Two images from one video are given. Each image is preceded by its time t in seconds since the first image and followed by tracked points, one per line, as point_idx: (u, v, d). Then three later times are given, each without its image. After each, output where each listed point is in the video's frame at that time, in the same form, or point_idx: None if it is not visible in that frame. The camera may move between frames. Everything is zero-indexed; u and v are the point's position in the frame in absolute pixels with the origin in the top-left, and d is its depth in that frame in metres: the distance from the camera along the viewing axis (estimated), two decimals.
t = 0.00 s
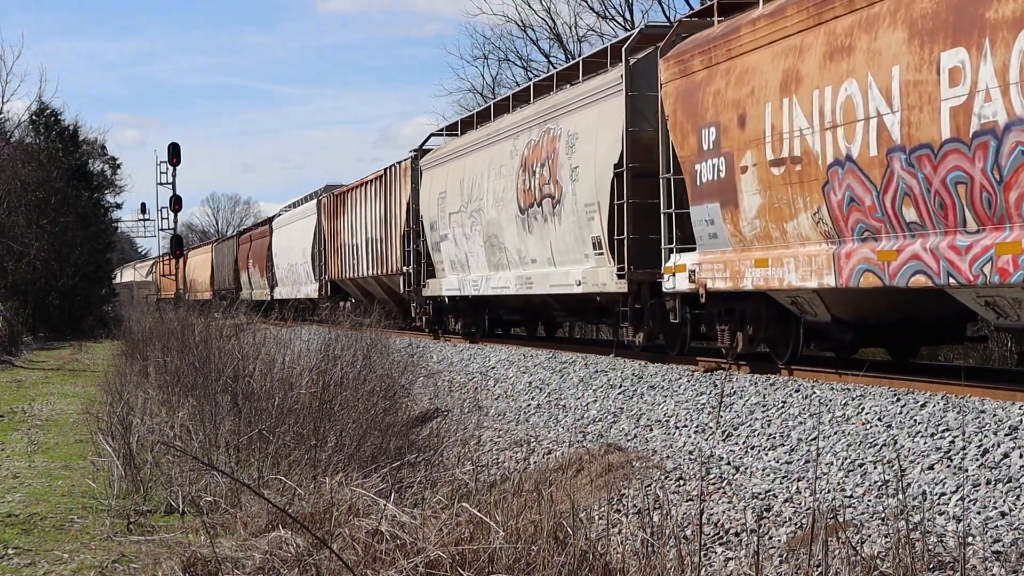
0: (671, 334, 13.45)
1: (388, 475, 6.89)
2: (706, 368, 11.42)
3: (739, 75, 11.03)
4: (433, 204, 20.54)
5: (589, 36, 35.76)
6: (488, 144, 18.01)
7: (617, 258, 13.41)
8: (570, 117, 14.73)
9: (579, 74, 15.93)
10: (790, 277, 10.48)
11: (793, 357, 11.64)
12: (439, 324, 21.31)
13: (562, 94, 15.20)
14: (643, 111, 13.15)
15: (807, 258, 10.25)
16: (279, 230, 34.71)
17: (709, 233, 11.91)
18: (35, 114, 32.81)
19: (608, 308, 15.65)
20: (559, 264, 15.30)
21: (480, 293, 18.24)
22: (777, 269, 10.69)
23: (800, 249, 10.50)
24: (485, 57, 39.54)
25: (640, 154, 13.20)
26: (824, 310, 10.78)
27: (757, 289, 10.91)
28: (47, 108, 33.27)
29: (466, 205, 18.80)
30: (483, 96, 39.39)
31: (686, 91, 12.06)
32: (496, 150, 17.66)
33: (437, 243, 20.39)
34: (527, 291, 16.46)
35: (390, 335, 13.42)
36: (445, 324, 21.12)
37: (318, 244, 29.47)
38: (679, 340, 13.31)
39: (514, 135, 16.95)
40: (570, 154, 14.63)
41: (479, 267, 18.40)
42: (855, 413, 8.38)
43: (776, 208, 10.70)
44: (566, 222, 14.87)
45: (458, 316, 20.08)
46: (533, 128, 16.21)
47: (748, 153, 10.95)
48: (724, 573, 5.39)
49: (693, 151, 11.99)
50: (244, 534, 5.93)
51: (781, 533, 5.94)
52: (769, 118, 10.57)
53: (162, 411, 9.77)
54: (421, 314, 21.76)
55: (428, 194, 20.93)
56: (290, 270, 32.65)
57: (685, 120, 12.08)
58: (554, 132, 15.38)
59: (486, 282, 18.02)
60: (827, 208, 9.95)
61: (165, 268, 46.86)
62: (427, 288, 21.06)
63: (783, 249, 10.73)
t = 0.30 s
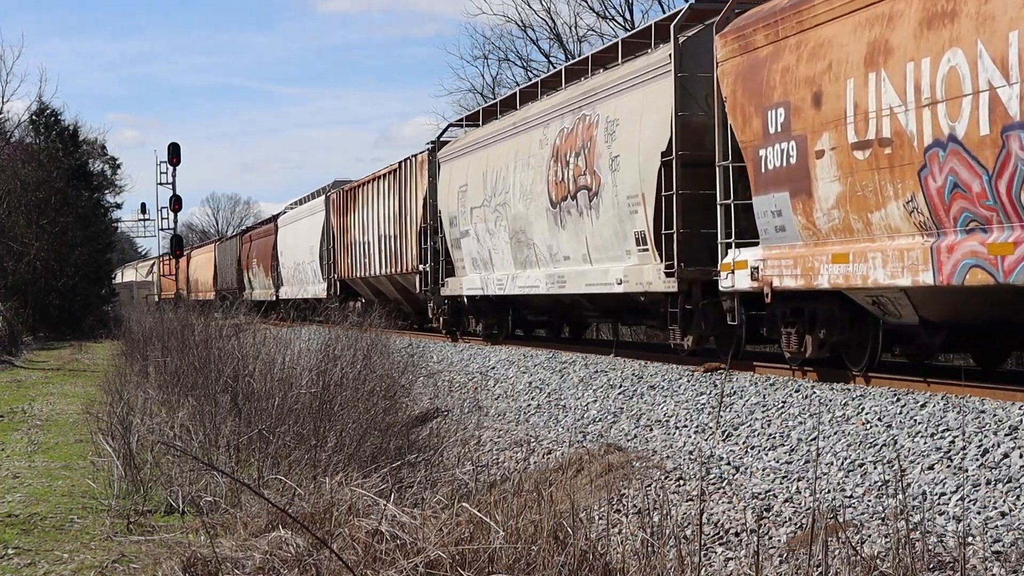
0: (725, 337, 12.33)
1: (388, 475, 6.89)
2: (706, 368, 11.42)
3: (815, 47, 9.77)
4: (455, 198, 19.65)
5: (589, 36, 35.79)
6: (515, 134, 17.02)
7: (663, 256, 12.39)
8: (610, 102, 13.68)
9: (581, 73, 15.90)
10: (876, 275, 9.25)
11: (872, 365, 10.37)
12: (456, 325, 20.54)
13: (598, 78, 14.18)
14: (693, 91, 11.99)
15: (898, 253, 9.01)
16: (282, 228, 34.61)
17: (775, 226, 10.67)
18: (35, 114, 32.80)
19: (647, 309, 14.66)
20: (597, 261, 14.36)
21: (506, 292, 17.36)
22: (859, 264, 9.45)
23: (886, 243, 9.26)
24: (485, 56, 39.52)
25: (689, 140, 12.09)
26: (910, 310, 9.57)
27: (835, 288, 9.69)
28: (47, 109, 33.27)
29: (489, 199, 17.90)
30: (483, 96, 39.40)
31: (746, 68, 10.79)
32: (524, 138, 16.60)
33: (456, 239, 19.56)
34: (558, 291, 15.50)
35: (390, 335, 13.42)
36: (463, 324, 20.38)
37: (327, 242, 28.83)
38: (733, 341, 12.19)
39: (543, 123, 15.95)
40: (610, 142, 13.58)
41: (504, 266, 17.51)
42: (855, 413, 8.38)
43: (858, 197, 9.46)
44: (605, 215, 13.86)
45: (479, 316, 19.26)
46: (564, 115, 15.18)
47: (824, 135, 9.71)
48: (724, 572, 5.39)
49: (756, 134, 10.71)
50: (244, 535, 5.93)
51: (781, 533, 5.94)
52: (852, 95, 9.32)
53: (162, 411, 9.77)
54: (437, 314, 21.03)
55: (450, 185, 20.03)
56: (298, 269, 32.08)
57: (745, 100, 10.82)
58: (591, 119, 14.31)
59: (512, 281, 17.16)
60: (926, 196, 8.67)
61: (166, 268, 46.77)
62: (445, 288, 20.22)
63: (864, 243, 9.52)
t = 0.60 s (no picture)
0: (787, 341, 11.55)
1: (388, 475, 6.91)
2: (706, 368, 11.42)
3: (909, 17, 8.86)
4: (480, 189, 19.02)
5: (590, 36, 35.78)
6: (547, 122, 16.27)
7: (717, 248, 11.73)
8: (657, 85, 12.95)
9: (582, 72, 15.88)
10: (985, 270, 8.27)
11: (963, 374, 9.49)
12: (477, 326, 20.10)
13: (642, 59, 13.42)
14: (754, 73, 11.28)
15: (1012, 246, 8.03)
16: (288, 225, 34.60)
17: (856, 217, 9.79)
18: (35, 114, 32.78)
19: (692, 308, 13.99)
20: (641, 254, 13.66)
21: (536, 291, 16.81)
22: (965, 259, 8.47)
23: (998, 235, 8.25)
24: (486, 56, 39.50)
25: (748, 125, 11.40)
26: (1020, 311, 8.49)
27: (935, 285, 8.76)
28: (47, 108, 33.25)
29: (519, 191, 17.24)
30: (483, 96, 39.42)
31: (822, 43, 9.98)
32: (558, 126, 15.85)
33: (480, 235, 19.05)
34: (598, 289, 14.78)
35: (390, 335, 13.41)
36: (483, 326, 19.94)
37: (337, 240, 28.60)
38: (799, 342, 11.30)
39: (579, 109, 15.16)
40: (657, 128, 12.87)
41: (534, 262, 17.02)
42: (855, 413, 8.38)
43: (964, 181, 8.48)
44: (654, 207, 13.15)
45: (503, 316, 18.69)
46: (604, 100, 14.43)
47: (922, 114, 8.77)
48: (724, 572, 5.39)
49: (835, 116, 9.83)
50: (245, 535, 5.93)
51: (781, 533, 5.93)
52: (953, 67, 8.39)
53: (162, 411, 9.77)
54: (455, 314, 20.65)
55: (473, 178, 19.42)
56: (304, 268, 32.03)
57: (825, 79, 9.92)
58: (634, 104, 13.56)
59: (542, 279, 16.59)
60: None
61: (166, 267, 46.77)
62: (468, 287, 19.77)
63: (970, 235, 8.54)
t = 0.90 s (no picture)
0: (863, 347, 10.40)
1: (388, 475, 6.92)
2: (706, 367, 11.40)
3: None
4: (503, 183, 17.82)
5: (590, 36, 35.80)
6: (580, 107, 15.00)
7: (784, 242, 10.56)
8: (712, 62, 11.70)
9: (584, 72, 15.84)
10: None
11: None
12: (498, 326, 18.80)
13: (693, 35, 12.15)
14: (830, 48, 10.04)
15: None
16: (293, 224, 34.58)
17: (961, 205, 8.52)
18: (35, 114, 32.78)
19: (746, 308, 12.79)
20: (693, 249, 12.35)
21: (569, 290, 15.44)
22: None
23: None
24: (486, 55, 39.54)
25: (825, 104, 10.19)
26: None
27: None
28: (47, 108, 33.24)
29: (549, 183, 15.97)
30: (483, 96, 39.46)
31: (917, 9, 8.76)
32: (593, 112, 14.60)
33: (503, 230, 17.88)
34: (642, 287, 13.44)
35: (390, 335, 13.40)
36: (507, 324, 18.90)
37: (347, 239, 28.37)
38: (880, 345, 10.23)
39: (618, 92, 13.88)
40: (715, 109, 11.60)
41: (567, 259, 15.64)
42: (855, 413, 8.37)
43: None
44: (709, 196, 11.90)
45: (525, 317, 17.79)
46: (647, 81, 13.13)
47: None
48: (724, 572, 5.39)
49: (934, 91, 8.61)
50: (244, 535, 5.93)
51: (781, 533, 5.93)
52: None
53: (162, 411, 9.76)
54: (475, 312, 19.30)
55: (494, 171, 18.28)
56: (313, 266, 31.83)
57: (923, 50, 8.67)
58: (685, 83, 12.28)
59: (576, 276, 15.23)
60: None
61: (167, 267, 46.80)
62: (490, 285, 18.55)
63: None
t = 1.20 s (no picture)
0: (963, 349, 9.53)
1: (388, 475, 6.92)
2: (706, 368, 11.41)
3: None
4: (535, 174, 17.00)
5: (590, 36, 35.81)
6: (624, 92, 14.06)
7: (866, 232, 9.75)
8: (780, 39, 10.79)
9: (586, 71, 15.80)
10: None
11: None
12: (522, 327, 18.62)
13: (757, 10, 11.23)
14: (924, 18, 9.21)
15: None
16: (300, 221, 34.55)
17: None
18: (35, 114, 32.78)
19: (814, 308, 12.20)
20: (758, 243, 11.51)
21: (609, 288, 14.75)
22: None
23: None
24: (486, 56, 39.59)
25: (916, 82, 9.31)
26: None
27: None
28: (47, 109, 33.24)
29: (589, 174, 15.13)
30: (484, 96, 39.49)
31: None
32: (639, 96, 13.69)
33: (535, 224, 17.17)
34: (694, 285, 12.57)
35: (391, 335, 13.39)
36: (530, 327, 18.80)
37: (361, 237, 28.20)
38: (979, 351, 9.41)
39: (667, 73, 12.97)
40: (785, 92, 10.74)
41: (608, 256, 14.91)
42: (855, 413, 8.37)
43: None
44: (777, 185, 11.05)
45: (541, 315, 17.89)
46: (704, 61, 12.19)
47: None
48: (724, 572, 5.39)
49: None
50: (244, 535, 5.93)
51: (781, 533, 5.93)
52: None
53: (162, 411, 9.77)
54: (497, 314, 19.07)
55: (523, 164, 17.46)
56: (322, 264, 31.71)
57: None
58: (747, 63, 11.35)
59: (619, 274, 14.48)
60: None
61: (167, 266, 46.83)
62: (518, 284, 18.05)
63: None
